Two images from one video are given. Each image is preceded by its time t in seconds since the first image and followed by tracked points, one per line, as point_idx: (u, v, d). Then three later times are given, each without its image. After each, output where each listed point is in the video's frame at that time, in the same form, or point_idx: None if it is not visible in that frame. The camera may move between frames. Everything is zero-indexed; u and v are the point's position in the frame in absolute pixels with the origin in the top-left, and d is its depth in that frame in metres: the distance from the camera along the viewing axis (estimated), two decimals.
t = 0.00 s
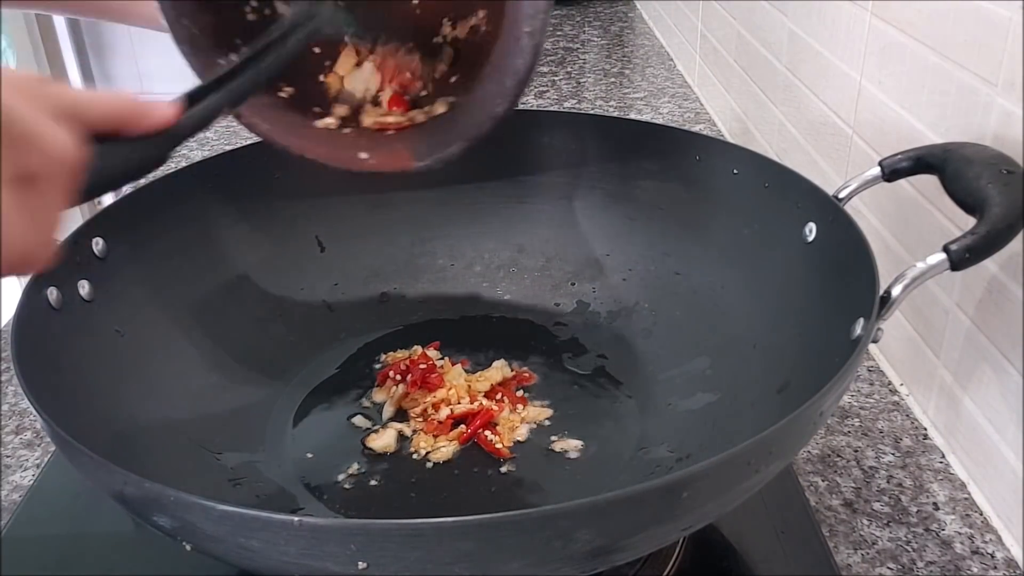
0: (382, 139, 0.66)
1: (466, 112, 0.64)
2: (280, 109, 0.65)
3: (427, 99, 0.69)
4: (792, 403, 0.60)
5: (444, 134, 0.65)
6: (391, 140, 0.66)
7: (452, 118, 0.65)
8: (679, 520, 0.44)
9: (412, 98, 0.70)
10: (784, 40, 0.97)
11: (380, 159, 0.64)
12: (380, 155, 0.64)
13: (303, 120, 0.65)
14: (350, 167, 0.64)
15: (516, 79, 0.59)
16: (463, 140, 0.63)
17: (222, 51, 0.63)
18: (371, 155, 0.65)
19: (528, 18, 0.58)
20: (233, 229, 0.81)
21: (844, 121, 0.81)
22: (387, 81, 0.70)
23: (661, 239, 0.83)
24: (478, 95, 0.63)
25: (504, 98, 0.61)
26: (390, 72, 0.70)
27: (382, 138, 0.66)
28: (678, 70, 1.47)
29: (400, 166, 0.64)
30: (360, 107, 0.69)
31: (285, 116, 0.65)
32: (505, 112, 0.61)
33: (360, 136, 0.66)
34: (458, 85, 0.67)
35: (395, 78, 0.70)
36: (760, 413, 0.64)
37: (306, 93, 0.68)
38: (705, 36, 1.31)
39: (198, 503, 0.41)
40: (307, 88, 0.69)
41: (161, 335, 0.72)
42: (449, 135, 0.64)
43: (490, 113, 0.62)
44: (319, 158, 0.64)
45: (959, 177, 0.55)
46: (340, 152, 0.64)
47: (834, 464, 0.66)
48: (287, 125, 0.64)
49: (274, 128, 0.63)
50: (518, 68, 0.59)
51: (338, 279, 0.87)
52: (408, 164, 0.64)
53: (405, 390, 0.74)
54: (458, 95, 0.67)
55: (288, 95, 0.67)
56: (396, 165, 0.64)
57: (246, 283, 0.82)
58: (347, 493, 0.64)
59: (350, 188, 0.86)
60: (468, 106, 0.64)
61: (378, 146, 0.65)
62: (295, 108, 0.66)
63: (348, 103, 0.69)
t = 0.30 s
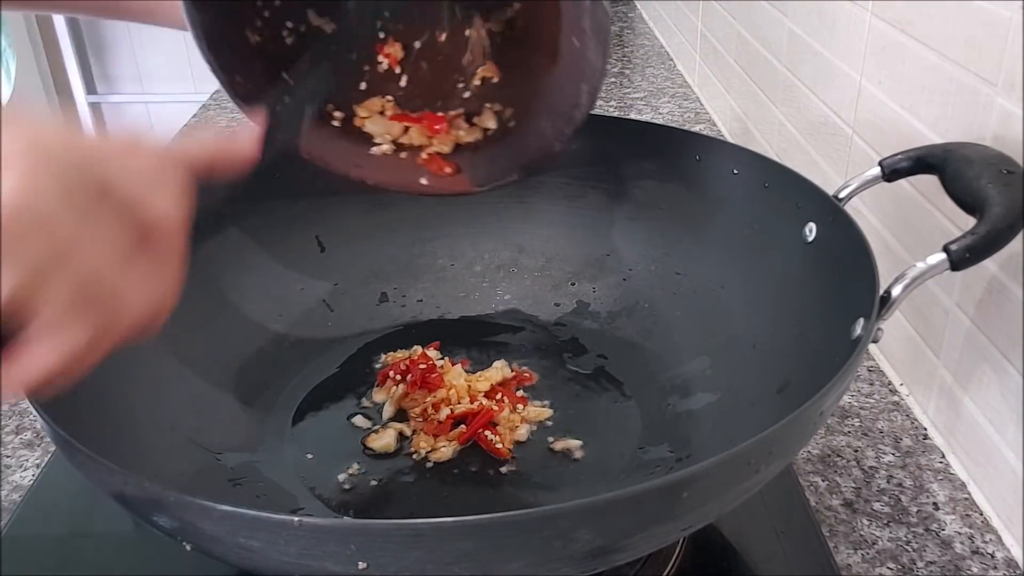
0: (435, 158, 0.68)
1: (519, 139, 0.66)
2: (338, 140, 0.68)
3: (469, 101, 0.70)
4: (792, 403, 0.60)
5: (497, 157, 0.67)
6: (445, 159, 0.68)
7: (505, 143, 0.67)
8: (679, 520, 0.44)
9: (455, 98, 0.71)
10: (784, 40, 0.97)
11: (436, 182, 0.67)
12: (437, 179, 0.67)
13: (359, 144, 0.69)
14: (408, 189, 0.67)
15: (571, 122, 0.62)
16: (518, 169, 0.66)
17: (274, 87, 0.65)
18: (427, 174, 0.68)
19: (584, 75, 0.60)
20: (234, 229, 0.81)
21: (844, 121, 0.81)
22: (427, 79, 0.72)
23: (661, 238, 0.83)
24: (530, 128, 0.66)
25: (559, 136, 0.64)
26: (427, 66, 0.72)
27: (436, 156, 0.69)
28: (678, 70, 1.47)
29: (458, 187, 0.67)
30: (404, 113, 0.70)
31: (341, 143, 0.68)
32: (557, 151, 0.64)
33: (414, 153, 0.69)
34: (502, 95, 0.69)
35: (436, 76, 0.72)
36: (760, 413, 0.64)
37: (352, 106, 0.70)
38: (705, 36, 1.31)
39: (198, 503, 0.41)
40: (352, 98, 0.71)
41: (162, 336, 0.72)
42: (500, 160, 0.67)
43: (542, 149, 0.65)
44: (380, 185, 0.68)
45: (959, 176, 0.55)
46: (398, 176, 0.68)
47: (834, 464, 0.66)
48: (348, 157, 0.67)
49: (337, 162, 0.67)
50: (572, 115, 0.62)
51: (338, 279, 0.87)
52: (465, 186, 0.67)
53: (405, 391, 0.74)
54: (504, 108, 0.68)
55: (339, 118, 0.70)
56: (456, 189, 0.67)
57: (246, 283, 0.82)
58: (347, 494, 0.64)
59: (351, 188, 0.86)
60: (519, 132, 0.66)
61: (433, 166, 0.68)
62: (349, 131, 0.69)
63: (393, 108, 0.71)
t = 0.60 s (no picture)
0: (438, 167, 0.70)
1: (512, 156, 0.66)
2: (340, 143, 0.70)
3: (475, 105, 0.70)
4: (792, 403, 0.60)
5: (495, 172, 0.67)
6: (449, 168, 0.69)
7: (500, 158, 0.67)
8: (679, 521, 0.44)
9: (461, 97, 0.71)
10: (784, 40, 0.97)
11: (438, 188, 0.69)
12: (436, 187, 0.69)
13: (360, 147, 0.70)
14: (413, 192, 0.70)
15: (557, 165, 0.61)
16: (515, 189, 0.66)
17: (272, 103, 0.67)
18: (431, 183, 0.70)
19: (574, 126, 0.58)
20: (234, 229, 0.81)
21: (844, 121, 0.81)
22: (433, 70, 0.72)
23: (661, 238, 0.83)
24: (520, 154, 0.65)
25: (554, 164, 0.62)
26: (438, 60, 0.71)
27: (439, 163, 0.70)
28: (678, 70, 1.47)
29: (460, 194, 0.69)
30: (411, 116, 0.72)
31: (342, 149, 0.70)
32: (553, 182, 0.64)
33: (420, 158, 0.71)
34: (506, 99, 0.68)
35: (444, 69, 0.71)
36: (760, 413, 0.64)
37: (353, 105, 0.71)
38: (705, 36, 1.31)
39: (198, 503, 0.41)
40: (352, 94, 0.71)
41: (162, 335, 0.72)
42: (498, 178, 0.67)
43: (537, 177, 0.64)
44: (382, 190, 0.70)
45: (959, 176, 0.55)
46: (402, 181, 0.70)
47: (834, 464, 0.66)
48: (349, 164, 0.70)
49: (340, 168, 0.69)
50: (564, 156, 0.60)
51: (338, 279, 0.87)
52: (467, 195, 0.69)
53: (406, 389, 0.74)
54: (506, 117, 0.68)
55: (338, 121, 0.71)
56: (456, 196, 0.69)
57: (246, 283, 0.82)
58: (347, 493, 0.65)
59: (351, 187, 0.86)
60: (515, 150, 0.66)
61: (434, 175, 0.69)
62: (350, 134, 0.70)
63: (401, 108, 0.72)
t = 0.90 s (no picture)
0: (428, 142, 0.68)
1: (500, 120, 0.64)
2: (328, 117, 0.68)
3: (467, 80, 0.66)
4: (792, 403, 0.60)
5: (482, 140, 0.65)
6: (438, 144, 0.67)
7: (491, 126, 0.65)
8: (679, 521, 0.44)
9: (457, 72, 0.67)
10: (784, 40, 0.97)
11: (426, 163, 0.67)
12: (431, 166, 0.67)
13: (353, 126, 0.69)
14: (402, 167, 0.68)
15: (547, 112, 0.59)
16: (503, 154, 0.64)
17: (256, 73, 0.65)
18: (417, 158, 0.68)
19: (552, 68, 0.56)
20: (234, 229, 0.81)
21: (844, 121, 0.81)
22: (426, 46, 0.68)
23: (661, 238, 0.83)
24: (507, 118, 0.63)
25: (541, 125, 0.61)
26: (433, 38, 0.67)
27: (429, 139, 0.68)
28: (678, 70, 1.47)
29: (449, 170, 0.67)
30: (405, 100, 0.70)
31: (328, 123, 0.68)
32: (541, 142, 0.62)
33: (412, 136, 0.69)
34: (498, 67, 0.64)
35: (434, 46, 0.67)
36: (760, 413, 0.64)
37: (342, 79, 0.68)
38: (705, 36, 1.31)
39: (197, 503, 0.41)
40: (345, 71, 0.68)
41: (162, 335, 0.72)
42: (486, 146, 0.65)
43: (524, 138, 0.62)
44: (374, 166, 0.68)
45: (959, 176, 0.55)
46: (396, 159, 0.68)
47: (834, 464, 0.66)
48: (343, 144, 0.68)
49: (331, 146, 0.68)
50: (547, 106, 0.59)
51: (338, 279, 0.87)
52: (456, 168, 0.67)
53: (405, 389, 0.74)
54: (496, 83, 0.64)
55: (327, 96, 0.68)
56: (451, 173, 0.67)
57: (246, 283, 0.82)
58: (347, 493, 0.65)
59: (351, 187, 0.86)
60: (502, 115, 0.64)
61: (424, 151, 0.68)
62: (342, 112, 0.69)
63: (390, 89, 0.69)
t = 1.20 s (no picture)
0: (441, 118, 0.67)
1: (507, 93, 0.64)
2: (340, 98, 0.68)
3: (477, 53, 0.65)
4: (792, 403, 0.60)
5: (489, 115, 0.66)
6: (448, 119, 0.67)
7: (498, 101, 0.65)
8: (679, 521, 0.44)
9: (468, 45, 0.66)
10: (784, 40, 0.97)
11: (439, 144, 0.67)
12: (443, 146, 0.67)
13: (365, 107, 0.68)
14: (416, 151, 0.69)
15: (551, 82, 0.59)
16: (511, 130, 0.64)
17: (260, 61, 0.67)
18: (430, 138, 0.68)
19: (541, 49, 0.58)
20: (234, 229, 0.81)
21: (844, 121, 0.81)
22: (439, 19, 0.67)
23: (661, 238, 0.83)
24: (510, 95, 0.64)
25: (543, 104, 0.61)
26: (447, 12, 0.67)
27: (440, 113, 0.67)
28: (678, 70, 1.47)
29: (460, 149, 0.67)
30: (418, 76, 0.68)
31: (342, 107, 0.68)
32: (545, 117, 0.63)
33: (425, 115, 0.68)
34: (504, 38, 0.62)
35: (448, 18, 0.67)
36: (760, 414, 0.64)
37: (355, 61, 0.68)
38: (705, 36, 1.31)
39: (197, 503, 0.41)
40: (359, 50, 0.68)
41: (162, 335, 0.72)
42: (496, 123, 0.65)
43: (528, 112, 0.63)
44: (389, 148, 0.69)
45: (959, 176, 0.55)
46: (409, 139, 0.68)
47: (834, 464, 0.66)
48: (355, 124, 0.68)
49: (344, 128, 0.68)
50: (543, 85, 0.60)
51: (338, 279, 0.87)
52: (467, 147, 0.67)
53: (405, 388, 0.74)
54: (503, 57, 0.63)
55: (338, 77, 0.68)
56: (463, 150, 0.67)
57: (247, 283, 0.82)
58: (346, 493, 0.65)
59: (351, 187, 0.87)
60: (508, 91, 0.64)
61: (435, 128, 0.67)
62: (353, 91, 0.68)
63: (402, 66, 0.68)
